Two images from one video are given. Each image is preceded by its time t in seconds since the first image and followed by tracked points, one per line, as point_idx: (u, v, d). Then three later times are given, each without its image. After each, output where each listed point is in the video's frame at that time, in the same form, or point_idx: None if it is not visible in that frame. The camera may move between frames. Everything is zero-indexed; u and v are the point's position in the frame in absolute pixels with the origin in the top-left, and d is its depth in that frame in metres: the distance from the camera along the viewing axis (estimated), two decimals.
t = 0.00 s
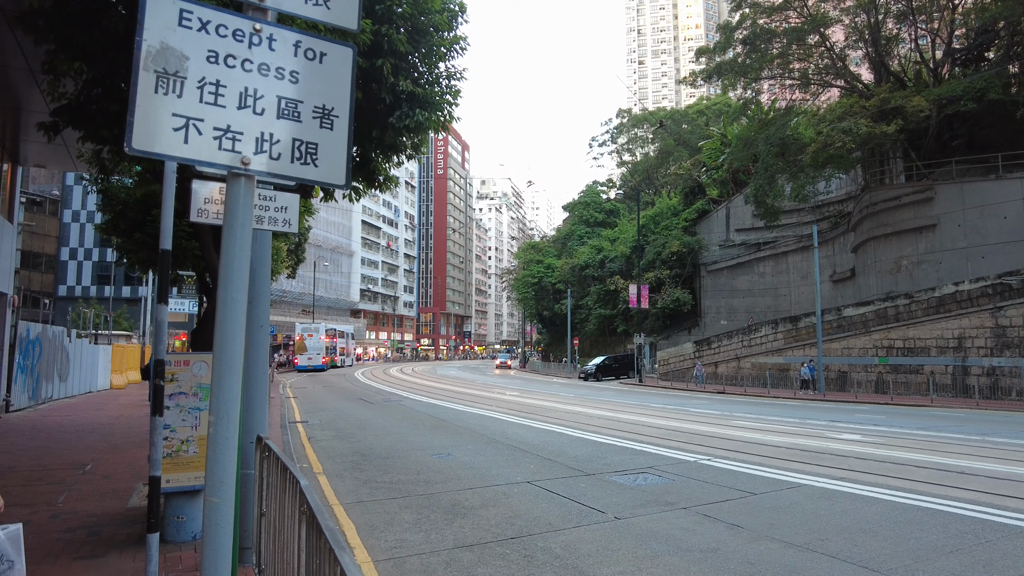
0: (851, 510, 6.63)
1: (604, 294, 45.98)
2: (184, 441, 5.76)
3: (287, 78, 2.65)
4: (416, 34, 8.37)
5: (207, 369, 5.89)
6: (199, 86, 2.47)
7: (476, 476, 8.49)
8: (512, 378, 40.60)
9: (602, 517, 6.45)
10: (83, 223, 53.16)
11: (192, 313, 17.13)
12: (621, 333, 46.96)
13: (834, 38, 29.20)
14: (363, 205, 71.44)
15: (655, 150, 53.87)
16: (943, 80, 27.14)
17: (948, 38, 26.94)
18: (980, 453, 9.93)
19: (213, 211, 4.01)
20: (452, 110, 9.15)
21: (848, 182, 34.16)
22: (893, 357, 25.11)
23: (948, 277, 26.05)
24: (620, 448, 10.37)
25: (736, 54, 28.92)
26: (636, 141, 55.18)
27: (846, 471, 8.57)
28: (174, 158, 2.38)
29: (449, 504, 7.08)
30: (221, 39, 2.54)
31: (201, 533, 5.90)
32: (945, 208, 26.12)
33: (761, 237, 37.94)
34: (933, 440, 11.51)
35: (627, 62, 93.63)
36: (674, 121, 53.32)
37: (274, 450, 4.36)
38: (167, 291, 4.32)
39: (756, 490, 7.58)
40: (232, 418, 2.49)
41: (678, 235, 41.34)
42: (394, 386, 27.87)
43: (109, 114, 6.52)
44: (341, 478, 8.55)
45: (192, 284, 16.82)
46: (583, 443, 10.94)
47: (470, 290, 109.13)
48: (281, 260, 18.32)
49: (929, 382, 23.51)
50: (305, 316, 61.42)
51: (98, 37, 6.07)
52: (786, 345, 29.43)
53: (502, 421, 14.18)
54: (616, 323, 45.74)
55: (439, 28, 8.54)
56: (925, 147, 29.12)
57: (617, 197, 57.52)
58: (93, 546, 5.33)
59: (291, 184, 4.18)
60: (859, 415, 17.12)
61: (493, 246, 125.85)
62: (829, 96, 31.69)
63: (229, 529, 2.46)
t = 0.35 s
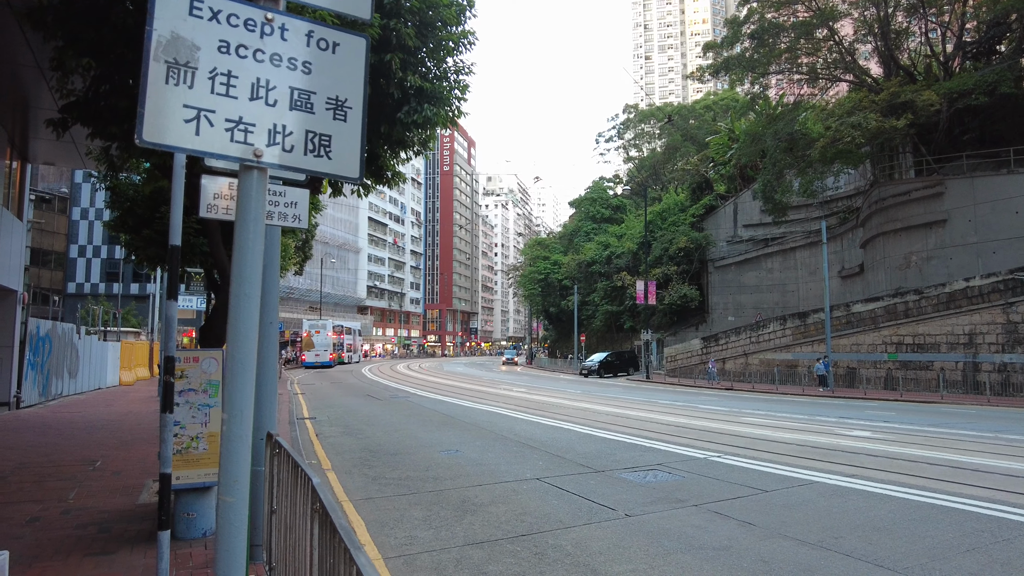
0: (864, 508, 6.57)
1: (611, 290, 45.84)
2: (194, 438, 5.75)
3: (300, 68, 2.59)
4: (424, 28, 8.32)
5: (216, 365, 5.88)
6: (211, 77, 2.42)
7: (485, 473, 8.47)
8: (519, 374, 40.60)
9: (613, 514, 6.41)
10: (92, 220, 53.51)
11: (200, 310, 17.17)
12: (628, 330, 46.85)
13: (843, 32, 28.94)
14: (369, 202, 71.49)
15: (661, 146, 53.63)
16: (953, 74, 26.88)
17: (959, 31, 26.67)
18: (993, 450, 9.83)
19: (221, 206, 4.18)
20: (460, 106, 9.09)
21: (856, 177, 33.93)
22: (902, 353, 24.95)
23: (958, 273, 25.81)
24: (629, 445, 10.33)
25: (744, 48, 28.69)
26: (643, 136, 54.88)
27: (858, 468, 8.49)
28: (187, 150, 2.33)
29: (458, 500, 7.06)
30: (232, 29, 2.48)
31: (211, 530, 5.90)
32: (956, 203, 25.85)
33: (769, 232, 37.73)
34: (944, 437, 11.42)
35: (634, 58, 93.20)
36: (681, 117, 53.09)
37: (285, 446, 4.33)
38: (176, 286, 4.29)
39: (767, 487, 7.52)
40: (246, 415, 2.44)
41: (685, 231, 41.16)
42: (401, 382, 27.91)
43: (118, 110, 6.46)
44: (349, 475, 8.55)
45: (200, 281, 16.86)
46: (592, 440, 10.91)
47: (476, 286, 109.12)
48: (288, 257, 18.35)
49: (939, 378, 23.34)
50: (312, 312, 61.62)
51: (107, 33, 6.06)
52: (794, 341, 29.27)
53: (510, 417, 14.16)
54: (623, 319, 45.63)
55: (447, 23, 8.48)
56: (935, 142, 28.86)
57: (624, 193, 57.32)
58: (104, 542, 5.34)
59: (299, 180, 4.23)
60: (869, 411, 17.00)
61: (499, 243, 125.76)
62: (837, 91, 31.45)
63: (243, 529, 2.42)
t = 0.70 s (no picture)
0: (882, 508, 6.49)
1: (617, 287, 45.71)
2: (208, 436, 5.70)
3: (329, 57, 2.51)
4: (436, 23, 8.22)
5: (230, 363, 5.85)
6: (238, 65, 2.33)
7: (496, 471, 8.43)
8: (525, 371, 40.59)
9: (628, 514, 6.35)
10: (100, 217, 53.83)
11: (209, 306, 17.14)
12: (635, 327, 46.77)
13: (852, 28, 28.71)
14: (375, 199, 71.56)
15: (668, 142, 53.41)
16: (964, 69, 26.61)
17: (970, 26, 26.38)
18: (1011, 449, 9.69)
19: (236, 202, 4.23)
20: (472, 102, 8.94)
21: (865, 173, 33.69)
22: (912, 351, 24.80)
23: (969, 270, 25.54)
24: (640, 443, 10.26)
25: (752, 44, 28.52)
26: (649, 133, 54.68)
27: (874, 468, 8.40)
28: (215, 142, 2.25)
29: (471, 499, 7.01)
30: (261, 16, 2.40)
31: (225, 530, 5.84)
32: (967, 200, 25.60)
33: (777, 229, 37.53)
34: (959, 436, 11.27)
35: (640, 54, 92.80)
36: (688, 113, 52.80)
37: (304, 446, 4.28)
38: (192, 282, 4.23)
39: (783, 487, 7.43)
40: (276, 416, 2.37)
41: (692, 228, 41.01)
42: (408, 379, 27.93)
43: (129, 106, 6.39)
44: (361, 472, 8.50)
45: (208, 278, 16.87)
46: (602, 438, 10.85)
47: (482, 283, 109.12)
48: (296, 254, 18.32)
49: (949, 376, 23.17)
50: (318, 309, 61.78)
51: (118, 28, 6.00)
52: (802, 339, 29.12)
53: (519, 414, 14.12)
54: (630, 316, 45.50)
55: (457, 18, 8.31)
56: (945, 138, 28.59)
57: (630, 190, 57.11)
58: (116, 540, 5.31)
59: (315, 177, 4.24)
60: (880, 409, 16.88)
61: (505, 240, 125.68)
62: (846, 87, 31.21)
63: (274, 535, 2.35)
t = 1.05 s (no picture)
0: (898, 507, 6.40)
1: (623, 285, 45.54)
2: (218, 434, 5.68)
3: (352, 42, 2.44)
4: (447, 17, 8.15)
5: (239, 360, 5.81)
6: (258, 50, 2.26)
7: (506, 469, 8.37)
8: (531, 369, 40.52)
9: (641, 513, 6.28)
10: (106, 215, 54.01)
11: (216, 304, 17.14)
12: (640, 324, 46.66)
13: (860, 23, 28.48)
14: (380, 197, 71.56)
15: (673, 139, 53.20)
16: (973, 64, 26.37)
17: (980, 21, 26.14)
18: None
19: (248, 198, 4.16)
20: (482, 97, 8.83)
21: (872, 170, 33.47)
22: (920, 348, 24.62)
23: (979, 267, 25.33)
24: (650, 441, 10.19)
25: (759, 40, 28.33)
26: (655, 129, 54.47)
27: (887, 466, 8.29)
28: (236, 130, 2.18)
29: (481, 497, 6.95)
30: None
31: (235, 529, 5.79)
32: (976, 196, 25.37)
33: (783, 226, 37.33)
34: (972, 434, 11.14)
35: (645, 51, 92.48)
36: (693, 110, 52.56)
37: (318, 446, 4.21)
38: (202, 279, 4.16)
39: (796, 485, 7.35)
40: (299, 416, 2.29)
41: (698, 225, 40.84)
42: (414, 376, 27.92)
43: (137, 101, 6.34)
44: (370, 470, 8.47)
45: (215, 275, 16.85)
46: (611, 436, 10.78)
47: (486, 281, 109.09)
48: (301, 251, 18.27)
49: (957, 374, 22.99)
50: (323, 307, 61.85)
51: (126, 22, 5.94)
52: (809, 336, 28.97)
53: (526, 412, 14.06)
54: (635, 314, 45.37)
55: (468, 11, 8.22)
56: (954, 134, 28.36)
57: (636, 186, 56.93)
58: (126, 539, 5.27)
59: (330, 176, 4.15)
60: (890, 407, 16.74)
61: (509, 237, 125.57)
62: (853, 83, 31.00)
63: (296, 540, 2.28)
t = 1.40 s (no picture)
0: (917, 509, 6.25)
1: (629, 282, 45.25)
2: (223, 436, 5.58)
3: (359, 24, 2.33)
4: (453, 11, 8.02)
5: (244, 360, 5.70)
6: (259, 31, 2.14)
7: (514, 469, 8.25)
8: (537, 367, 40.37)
9: (654, 514, 6.16)
10: (112, 214, 54.19)
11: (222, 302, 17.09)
12: (647, 322, 46.48)
13: (868, 17, 28.18)
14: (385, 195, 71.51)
15: (679, 135, 52.90)
16: (983, 58, 26.06)
17: (990, 14, 25.82)
18: None
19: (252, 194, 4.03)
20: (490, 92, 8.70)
21: (881, 165, 33.16)
22: (930, 345, 24.36)
23: (990, 262, 25.03)
24: (660, 441, 10.05)
25: (766, 35, 28.05)
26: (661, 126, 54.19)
27: (903, 466, 8.13)
28: (235, 116, 2.05)
29: (491, 499, 6.84)
30: None
31: (241, 532, 5.70)
32: (987, 191, 25.07)
33: (791, 223, 37.05)
34: (986, 433, 10.96)
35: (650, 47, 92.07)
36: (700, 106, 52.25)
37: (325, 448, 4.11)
38: (205, 276, 4.04)
39: (811, 486, 7.20)
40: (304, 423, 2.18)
41: (705, 222, 40.59)
42: (421, 375, 27.82)
43: (140, 97, 6.25)
44: (377, 470, 8.37)
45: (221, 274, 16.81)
46: (620, 435, 10.64)
47: (492, 279, 108.98)
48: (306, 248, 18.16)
49: (969, 370, 22.74)
50: (329, 305, 61.91)
51: (127, 16, 5.83)
52: (817, 333, 28.73)
53: (534, 410, 13.93)
54: (642, 311, 45.14)
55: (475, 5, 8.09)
56: (964, 129, 28.04)
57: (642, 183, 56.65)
58: (132, 543, 5.18)
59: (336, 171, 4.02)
60: (902, 405, 16.51)
61: (515, 235, 125.36)
62: (861, 78, 30.70)
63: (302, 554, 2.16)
